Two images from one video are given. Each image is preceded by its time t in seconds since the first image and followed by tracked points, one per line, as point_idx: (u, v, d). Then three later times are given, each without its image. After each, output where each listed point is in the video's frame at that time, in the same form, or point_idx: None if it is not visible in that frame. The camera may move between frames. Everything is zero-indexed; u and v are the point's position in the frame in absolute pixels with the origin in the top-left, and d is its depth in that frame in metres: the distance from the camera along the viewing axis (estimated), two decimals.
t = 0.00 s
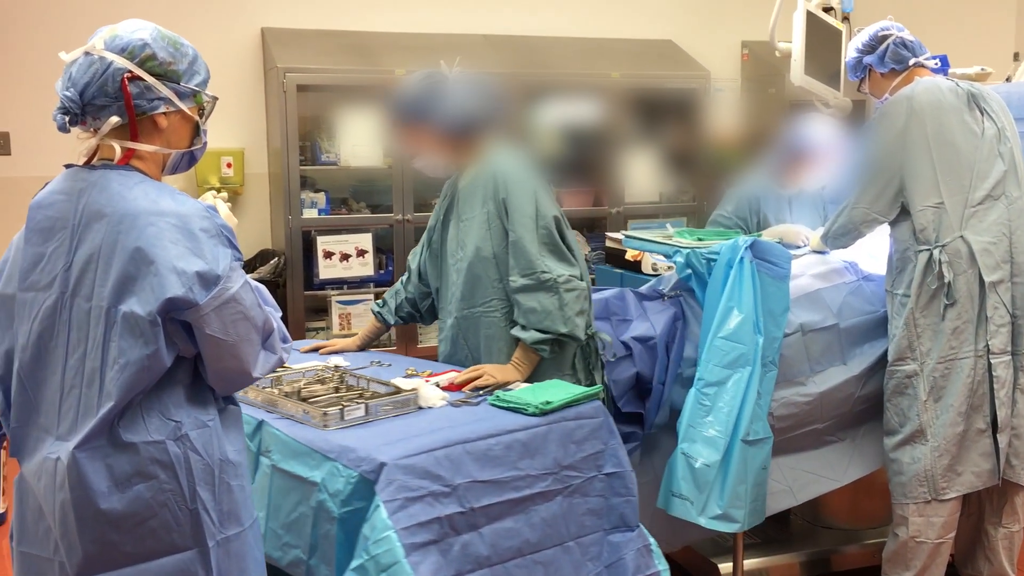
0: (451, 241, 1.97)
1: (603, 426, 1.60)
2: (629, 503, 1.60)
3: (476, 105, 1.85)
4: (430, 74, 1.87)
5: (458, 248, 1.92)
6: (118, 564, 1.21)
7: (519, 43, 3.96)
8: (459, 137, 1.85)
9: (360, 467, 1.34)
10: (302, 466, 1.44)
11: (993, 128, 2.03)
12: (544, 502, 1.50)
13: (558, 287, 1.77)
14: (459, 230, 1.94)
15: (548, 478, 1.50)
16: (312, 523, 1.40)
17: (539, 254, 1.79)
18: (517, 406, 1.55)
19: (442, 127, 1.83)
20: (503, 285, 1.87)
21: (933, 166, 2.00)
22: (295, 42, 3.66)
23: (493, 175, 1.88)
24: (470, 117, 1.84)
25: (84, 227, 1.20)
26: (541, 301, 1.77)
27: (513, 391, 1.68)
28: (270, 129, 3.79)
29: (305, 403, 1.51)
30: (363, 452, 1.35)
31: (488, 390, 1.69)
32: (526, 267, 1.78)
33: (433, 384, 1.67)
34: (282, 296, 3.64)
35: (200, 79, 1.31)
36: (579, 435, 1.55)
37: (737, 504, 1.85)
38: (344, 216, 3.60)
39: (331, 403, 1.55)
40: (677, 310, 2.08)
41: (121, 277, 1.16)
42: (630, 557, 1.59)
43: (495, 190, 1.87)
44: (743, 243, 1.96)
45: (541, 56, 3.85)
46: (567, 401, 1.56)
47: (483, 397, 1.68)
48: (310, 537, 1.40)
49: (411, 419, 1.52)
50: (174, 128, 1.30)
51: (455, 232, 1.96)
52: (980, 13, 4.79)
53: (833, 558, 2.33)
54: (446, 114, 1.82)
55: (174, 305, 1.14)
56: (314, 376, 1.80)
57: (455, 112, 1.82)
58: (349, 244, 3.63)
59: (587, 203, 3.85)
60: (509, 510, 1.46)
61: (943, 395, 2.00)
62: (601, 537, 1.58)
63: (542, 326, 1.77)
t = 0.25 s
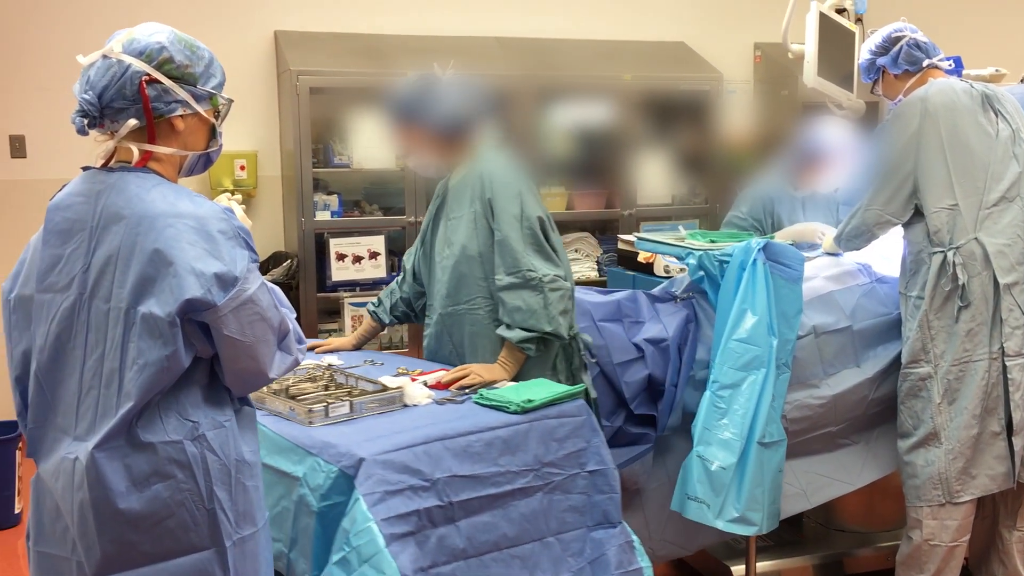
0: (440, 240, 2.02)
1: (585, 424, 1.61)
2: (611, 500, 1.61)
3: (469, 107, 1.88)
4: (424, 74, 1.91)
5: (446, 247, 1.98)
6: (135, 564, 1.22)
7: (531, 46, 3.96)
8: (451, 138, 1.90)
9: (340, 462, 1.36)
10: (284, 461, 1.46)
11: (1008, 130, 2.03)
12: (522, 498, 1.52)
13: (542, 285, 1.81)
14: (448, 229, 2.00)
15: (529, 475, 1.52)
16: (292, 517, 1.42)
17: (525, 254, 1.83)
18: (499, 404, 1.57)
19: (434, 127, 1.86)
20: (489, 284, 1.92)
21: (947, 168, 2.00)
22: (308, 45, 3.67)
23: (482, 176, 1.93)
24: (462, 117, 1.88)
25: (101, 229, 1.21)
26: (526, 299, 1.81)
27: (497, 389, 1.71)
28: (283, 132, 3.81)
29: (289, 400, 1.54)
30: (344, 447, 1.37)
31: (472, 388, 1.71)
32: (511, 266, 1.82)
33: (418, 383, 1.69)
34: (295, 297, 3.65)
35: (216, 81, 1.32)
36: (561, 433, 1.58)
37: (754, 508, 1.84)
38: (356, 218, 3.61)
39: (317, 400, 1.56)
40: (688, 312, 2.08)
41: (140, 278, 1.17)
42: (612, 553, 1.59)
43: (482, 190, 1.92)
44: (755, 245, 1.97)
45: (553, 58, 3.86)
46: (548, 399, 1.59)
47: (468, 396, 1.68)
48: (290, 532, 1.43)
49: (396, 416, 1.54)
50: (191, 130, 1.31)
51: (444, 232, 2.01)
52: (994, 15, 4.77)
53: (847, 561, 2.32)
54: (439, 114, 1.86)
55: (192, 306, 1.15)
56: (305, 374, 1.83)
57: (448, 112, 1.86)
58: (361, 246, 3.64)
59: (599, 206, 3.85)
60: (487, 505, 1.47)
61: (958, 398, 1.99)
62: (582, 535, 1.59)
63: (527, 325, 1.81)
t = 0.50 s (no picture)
0: (430, 234, 2.06)
1: (573, 420, 1.66)
2: (598, 493, 1.64)
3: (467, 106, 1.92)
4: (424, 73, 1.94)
5: (436, 241, 2.01)
6: (158, 562, 1.22)
7: (547, 47, 3.97)
8: (446, 136, 1.92)
9: (328, 454, 1.42)
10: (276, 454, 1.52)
11: None
12: (509, 491, 1.56)
13: (535, 280, 1.85)
14: (438, 223, 2.03)
15: (515, 468, 1.56)
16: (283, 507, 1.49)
17: (517, 249, 1.87)
18: (487, 401, 1.62)
19: (432, 124, 1.89)
20: (477, 278, 1.97)
21: (965, 169, 1.99)
22: (325, 47, 3.68)
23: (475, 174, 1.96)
24: (459, 116, 1.91)
25: (126, 230, 1.22)
26: (518, 293, 1.85)
27: (487, 386, 1.74)
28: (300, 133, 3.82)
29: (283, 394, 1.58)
30: (332, 440, 1.43)
31: (462, 385, 1.74)
32: (503, 261, 1.86)
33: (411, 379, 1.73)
34: (311, 298, 3.67)
35: (239, 84, 1.33)
36: (548, 428, 1.62)
37: (773, 509, 1.85)
38: (373, 220, 3.62)
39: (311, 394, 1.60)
40: (705, 314, 2.07)
41: (164, 279, 1.17)
42: (598, 545, 1.63)
43: (472, 187, 1.95)
44: (772, 245, 1.96)
45: (568, 60, 3.86)
46: (535, 396, 1.63)
47: (459, 393, 1.72)
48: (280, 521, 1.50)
49: (387, 411, 1.58)
50: (214, 132, 1.32)
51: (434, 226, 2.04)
52: (1013, 15, 4.75)
53: (865, 563, 2.31)
54: (437, 112, 1.89)
55: (216, 306, 1.16)
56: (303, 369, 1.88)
57: (447, 109, 1.89)
58: (377, 247, 3.65)
59: (615, 207, 3.83)
60: (473, 496, 1.51)
61: (977, 400, 1.99)
62: (568, 527, 1.63)
63: (519, 318, 1.84)
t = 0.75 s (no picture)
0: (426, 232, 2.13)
1: (561, 417, 1.71)
2: (585, 488, 1.70)
3: (468, 104, 1.98)
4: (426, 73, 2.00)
5: (430, 237, 2.08)
6: (183, 559, 1.23)
7: (565, 49, 3.97)
8: (448, 135, 1.98)
9: (320, 448, 1.47)
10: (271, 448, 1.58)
11: None
12: (497, 486, 1.61)
13: (526, 275, 1.89)
14: (433, 220, 2.10)
15: (502, 463, 1.61)
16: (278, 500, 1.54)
17: (508, 245, 1.91)
18: (478, 396, 1.65)
19: (437, 120, 1.95)
20: (468, 274, 2.02)
21: (989, 169, 1.99)
22: (344, 49, 3.70)
23: (469, 171, 2.02)
24: (462, 113, 1.97)
25: (155, 231, 1.23)
26: (510, 287, 1.88)
27: (479, 382, 1.78)
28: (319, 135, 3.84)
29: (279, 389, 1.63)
30: (324, 434, 1.48)
31: (455, 381, 1.79)
32: (496, 255, 1.90)
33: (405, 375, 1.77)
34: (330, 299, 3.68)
35: (266, 87, 1.34)
36: (537, 423, 1.66)
37: (792, 512, 1.84)
38: (391, 221, 3.63)
39: (308, 389, 1.64)
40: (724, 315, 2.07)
41: (192, 279, 1.18)
42: (585, 539, 1.68)
43: (466, 185, 2.01)
44: (791, 247, 1.94)
45: (587, 61, 3.86)
46: (525, 392, 1.67)
47: (452, 389, 1.76)
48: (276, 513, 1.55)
49: (381, 406, 1.63)
50: (241, 134, 1.33)
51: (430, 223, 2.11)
52: None
53: (885, 567, 2.30)
54: (441, 109, 1.95)
55: (242, 306, 1.17)
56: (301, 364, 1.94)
57: (452, 106, 1.95)
58: (396, 248, 3.66)
59: (634, 208, 3.80)
60: (460, 492, 1.56)
61: (999, 404, 1.98)
62: (556, 521, 1.68)
63: (511, 312, 1.86)
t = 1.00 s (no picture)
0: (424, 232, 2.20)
1: (553, 415, 1.73)
2: (573, 485, 1.73)
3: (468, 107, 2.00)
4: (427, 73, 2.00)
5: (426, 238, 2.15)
6: (208, 555, 1.24)
7: (585, 50, 3.97)
8: (449, 136, 1.99)
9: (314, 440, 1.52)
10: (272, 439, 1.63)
11: None
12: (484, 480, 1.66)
13: (518, 274, 1.94)
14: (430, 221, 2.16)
15: (491, 459, 1.66)
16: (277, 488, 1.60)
17: (499, 245, 1.96)
18: (472, 393, 1.69)
19: (440, 122, 1.95)
20: (463, 273, 2.08)
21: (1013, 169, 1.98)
22: (364, 51, 3.71)
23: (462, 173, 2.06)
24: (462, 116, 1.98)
25: (184, 231, 1.24)
26: (503, 287, 1.94)
27: (475, 379, 1.82)
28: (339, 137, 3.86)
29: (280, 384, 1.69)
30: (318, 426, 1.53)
31: (450, 378, 1.83)
32: (487, 256, 1.95)
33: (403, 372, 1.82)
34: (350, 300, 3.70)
35: (293, 90, 1.35)
36: (529, 420, 1.70)
37: (810, 514, 1.84)
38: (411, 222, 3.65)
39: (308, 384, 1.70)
40: (744, 317, 2.06)
41: (219, 278, 1.19)
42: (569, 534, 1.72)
43: (456, 187, 2.06)
44: (812, 248, 1.94)
45: (606, 62, 3.86)
46: (518, 389, 1.70)
47: (448, 386, 1.80)
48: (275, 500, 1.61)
49: (377, 402, 1.67)
50: (269, 136, 1.34)
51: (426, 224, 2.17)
52: None
53: (906, 570, 2.29)
54: (444, 111, 1.96)
55: (268, 306, 1.18)
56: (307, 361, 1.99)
57: (455, 108, 1.96)
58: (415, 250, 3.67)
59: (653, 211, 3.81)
60: (448, 486, 1.61)
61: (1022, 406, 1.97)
62: (541, 515, 1.73)
63: (506, 310, 1.92)
